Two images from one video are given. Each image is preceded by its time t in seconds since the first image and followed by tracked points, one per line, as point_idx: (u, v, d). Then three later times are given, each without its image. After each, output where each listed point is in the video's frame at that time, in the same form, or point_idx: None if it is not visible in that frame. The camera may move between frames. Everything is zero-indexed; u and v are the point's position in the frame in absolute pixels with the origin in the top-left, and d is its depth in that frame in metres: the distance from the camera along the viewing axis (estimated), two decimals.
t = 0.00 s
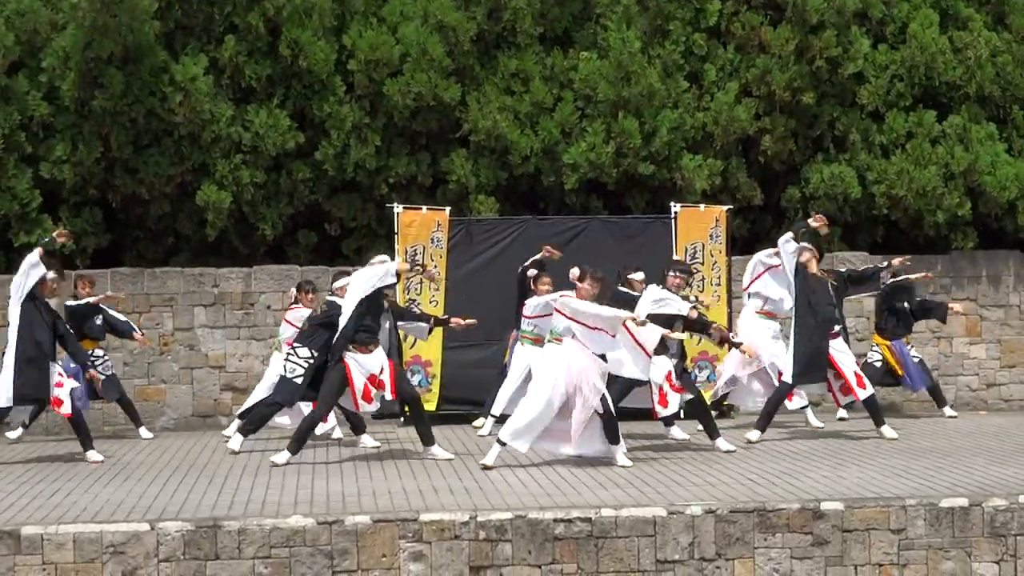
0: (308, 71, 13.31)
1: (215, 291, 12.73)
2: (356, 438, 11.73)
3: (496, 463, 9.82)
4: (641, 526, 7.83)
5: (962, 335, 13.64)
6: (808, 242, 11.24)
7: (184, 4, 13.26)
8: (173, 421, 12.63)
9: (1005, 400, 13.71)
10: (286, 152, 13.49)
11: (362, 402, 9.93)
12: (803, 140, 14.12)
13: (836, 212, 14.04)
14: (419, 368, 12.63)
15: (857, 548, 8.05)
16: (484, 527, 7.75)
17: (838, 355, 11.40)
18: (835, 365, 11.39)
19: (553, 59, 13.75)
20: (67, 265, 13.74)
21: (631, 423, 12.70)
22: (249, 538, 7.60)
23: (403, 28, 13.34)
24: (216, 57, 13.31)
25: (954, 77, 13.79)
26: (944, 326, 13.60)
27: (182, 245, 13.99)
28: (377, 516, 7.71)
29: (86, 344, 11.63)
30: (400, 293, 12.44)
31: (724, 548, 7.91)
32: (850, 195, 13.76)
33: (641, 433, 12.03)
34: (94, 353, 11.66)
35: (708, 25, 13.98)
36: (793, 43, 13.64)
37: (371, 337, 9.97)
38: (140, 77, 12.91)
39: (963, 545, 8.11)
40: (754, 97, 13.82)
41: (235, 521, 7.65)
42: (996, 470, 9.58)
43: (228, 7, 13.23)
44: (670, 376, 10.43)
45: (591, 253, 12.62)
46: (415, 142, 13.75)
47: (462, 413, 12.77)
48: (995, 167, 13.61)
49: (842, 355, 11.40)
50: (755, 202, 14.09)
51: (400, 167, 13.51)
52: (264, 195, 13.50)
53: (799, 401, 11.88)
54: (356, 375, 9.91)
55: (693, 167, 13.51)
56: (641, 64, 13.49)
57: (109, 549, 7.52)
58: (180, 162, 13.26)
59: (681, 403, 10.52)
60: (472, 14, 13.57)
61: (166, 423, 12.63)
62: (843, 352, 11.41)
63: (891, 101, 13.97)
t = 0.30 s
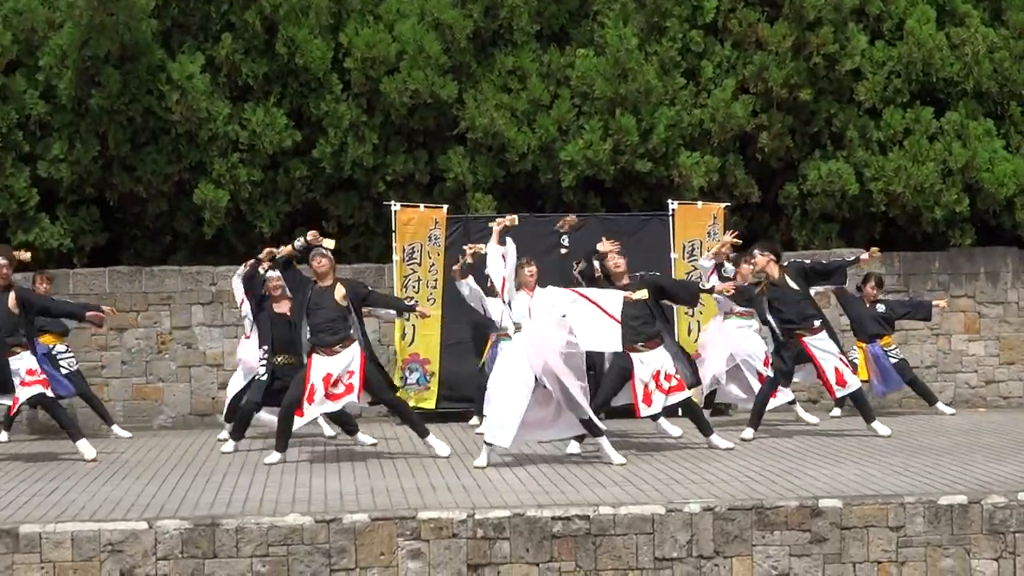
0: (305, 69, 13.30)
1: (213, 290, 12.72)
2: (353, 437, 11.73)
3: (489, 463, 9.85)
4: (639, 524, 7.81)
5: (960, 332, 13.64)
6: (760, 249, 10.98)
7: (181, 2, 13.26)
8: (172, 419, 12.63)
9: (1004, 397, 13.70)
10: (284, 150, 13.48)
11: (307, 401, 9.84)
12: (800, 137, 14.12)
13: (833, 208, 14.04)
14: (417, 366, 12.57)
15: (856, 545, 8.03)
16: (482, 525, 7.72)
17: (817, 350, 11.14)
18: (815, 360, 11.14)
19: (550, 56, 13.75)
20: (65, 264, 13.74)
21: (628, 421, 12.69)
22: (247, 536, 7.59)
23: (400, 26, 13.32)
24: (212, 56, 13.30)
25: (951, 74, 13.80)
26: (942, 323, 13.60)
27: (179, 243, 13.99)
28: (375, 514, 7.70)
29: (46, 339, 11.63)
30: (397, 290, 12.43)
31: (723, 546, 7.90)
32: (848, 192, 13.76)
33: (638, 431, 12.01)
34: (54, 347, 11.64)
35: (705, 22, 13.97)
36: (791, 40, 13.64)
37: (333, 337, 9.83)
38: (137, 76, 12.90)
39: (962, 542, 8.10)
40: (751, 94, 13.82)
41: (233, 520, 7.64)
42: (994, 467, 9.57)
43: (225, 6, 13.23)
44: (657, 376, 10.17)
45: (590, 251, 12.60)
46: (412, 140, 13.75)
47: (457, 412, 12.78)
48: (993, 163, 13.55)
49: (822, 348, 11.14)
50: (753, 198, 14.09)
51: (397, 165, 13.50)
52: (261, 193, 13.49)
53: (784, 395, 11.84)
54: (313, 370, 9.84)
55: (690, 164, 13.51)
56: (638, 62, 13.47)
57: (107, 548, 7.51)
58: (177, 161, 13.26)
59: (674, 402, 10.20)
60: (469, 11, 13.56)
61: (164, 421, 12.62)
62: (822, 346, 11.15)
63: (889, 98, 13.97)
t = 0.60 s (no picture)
0: (309, 67, 13.31)
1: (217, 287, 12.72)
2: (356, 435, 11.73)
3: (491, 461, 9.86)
4: (642, 522, 7.81)
5: (963, 330, 13.63)
6: (781, 260, 10.83)
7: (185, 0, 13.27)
8: (175, 417, 12.64)
9: (1007, 395, 13.70)
10: (287, 148, 13.49)
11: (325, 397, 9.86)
12: (803, 135, 14.12)
13: (836, 207, 14.04)
14: (419, 363, 12.58)
15: (859, 544, 8.02)
16: (485, 523, 7.72)
17: (831, 355, 11.18)
18: (828, 363, 11.18)
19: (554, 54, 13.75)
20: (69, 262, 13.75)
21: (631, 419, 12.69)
22: (250, 534, 7.60)
23: (403, 24, 13.33)
24: (216, 54, 13.31)
25: (955, 72, 13.80)
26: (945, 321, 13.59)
27: (183, 241, 14.00)
28: (378, 512, 7.71)
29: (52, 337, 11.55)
30: (399, 288, 12.43)
31: (725, 544, 7.90)
32: (851, 190, 13.76)
33: (641, 429, 12.01)
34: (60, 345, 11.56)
35: (709, 20, 13.97)
36: (794, 39, 13.64)
37: (353, 344, 9.91)
38: (140, 74, 12.91)
39: (965, 540, 8.09)
40: (755, 92, 13.82)
41: (236, 517, 7.64)
42: (997, 465, 9.57)
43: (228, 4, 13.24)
44: (667, 371, 10.18)
45: (591, 249, 12.60)
46: (415, 138, 13.75)
47: (459, 409, 12.80)
48: (996, 162, 13.58)
49: (833, 351, 11.18)
50: (756, 197, 14.10)
51: (400, 163, 13.51)
52: (265, 191, 13.50)
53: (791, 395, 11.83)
54: (333, 372, 9.89)
55: (694, 162, 13.52)
56: (641, 60, 13.50)
57: (111, 545, 7.52)
58: (181, 159, 13.27)
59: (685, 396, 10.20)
60: (472, 9, 13.56)
61: (168, 419, 12.63)
62: (835, 349, 11.19)
63: (892, 96, 13.97)
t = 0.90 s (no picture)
0: (317, 66, 13.32)
1: (225, 287, 12.73)
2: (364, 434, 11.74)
3: (501, 461, 9.86)
4: (650, 522, 7.81)
5: (972, 330, 13.62)
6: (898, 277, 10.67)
7: None
8: (184, 416, 12.65)
9: (1016, 395, 13.68)
10: (296, 148, 13.50)
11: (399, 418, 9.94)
12: (812, 135, 14.12)
13: (845, 206, 14.03)
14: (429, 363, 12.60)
15: (868, 544, 8.01)
16: (493, 522, 7.72)
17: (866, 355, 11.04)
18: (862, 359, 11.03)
19: (562, 54, 13.75)
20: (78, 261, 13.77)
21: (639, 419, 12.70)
22: (259, 533, 7.60)
23: (411, 24, 13.33)
24: (225, 53, 13.32)
25: (963, 71, 13.79)
26: (954, 322, 13.58)
27: (191, 240, 14.01)
28: (386, 512, 7.71)
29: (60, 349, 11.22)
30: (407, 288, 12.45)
31: (734, 544, 7.90)
32: (860, 190, 13.76)
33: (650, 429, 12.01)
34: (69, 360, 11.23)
35: (717, 20, 13.97)
36: (802, 38, 13.64)
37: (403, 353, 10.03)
38: (149, 73, 12.93)
39: (975, 541, 8.06)
40: (763, 92, 13.82)
41: (245, 516, 7.65)
42: (1007, 466, 9.55)
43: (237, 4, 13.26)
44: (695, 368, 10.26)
45: (598, 249, 12.63)
46: (424, 138, 13.75)
47: (469, 408, 12.81)
48: (1005, 162, 13.56)
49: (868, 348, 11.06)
50: (765, 196, 14.09)
51: (408, 162, 13.51)
52: (273, 191, 13.50)
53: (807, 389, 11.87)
54: (390, 391, 9.97)
55: (702, 162, 13.52)
56: (649, 59, 13.52)
57: (119, 544, 7.52)
58: (190, 158, 13.28)
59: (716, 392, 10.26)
60: (480, 9, 13.56)
61: (176, 418, 12.64)
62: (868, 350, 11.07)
63: (900, 95, 13.96)
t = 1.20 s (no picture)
0: (330, 68, 13.33)
1: (238, 288, 12.74)
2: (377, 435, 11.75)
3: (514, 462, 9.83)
4: (663, 525, 7.81)
5: (985, 333, 13.60)
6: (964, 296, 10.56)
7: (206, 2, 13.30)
8: (197, 417, 12.66)
9: None
10: (309, 150, 13.51)
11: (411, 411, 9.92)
12: (825, 137, 14.11)
13: (858, 209, 14.02)
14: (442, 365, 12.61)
15: (880, 547, 8.00)
16: (506, 524, 7.73)
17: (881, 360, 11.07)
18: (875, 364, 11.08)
19: (575, 56, 13.74)
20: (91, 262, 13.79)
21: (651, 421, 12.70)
22: (271, 534, 7.61)
23: (424, 25, 13.34)
24: (238, 55, 13.34)
25: (977, 74, 13.77)
26: (967, 324, 13.58)
27: (205, 242, 14.02)
28: (399, 513, 7.71)
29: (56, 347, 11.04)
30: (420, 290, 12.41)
31: (747, 547, 7.89)
32: (873, 192, 13.75)
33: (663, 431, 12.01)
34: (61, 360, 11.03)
35: (730, 22, 13.96)
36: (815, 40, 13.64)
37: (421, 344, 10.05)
38: (162, 75, 12.95)
39: (988, 544, 8.04)
40: (777, 94, 13.82)
41: (257, 518, 7.66)
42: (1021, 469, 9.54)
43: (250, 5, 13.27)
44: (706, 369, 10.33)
45: (612, 252, 12.62)
46: (437, 140, 13.76)
47: (482, 410, 12.80)
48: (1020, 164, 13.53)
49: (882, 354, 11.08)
50: (778, 199, 14.09)
51: (421, 164, 13.52)
52: (286, 192, 13.51)
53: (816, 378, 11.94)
54: (401, 383, 9.96)
55: (715, 164, 13.51)
56: (662, 61, 13.51)
57: (132, 545, 7.53)
58: (203, 159, 13.30)
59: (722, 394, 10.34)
60: (493, 11, 13.56)
61: (189, 419, 12.66)
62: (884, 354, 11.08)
63: (914, 98, 13.95)
